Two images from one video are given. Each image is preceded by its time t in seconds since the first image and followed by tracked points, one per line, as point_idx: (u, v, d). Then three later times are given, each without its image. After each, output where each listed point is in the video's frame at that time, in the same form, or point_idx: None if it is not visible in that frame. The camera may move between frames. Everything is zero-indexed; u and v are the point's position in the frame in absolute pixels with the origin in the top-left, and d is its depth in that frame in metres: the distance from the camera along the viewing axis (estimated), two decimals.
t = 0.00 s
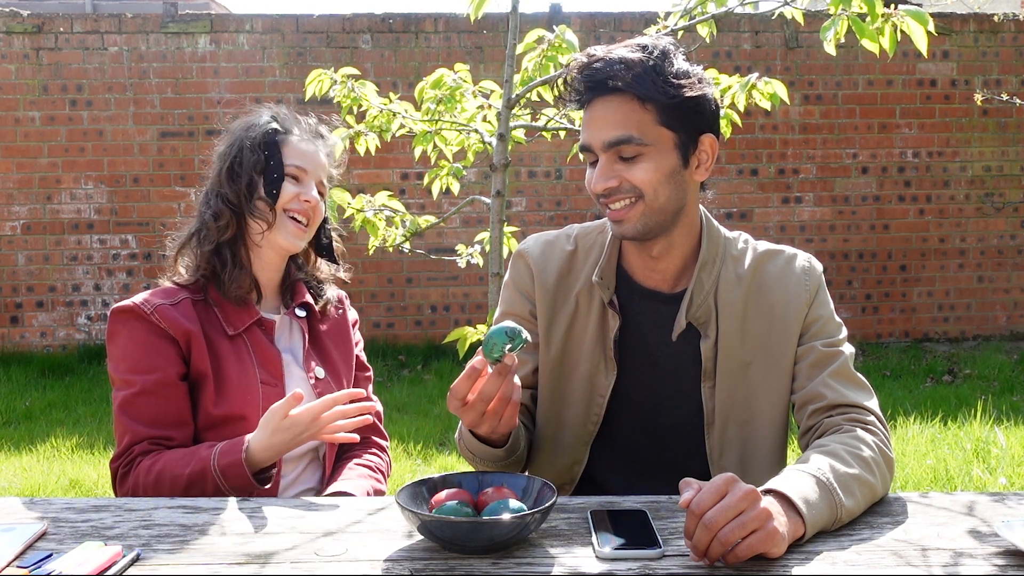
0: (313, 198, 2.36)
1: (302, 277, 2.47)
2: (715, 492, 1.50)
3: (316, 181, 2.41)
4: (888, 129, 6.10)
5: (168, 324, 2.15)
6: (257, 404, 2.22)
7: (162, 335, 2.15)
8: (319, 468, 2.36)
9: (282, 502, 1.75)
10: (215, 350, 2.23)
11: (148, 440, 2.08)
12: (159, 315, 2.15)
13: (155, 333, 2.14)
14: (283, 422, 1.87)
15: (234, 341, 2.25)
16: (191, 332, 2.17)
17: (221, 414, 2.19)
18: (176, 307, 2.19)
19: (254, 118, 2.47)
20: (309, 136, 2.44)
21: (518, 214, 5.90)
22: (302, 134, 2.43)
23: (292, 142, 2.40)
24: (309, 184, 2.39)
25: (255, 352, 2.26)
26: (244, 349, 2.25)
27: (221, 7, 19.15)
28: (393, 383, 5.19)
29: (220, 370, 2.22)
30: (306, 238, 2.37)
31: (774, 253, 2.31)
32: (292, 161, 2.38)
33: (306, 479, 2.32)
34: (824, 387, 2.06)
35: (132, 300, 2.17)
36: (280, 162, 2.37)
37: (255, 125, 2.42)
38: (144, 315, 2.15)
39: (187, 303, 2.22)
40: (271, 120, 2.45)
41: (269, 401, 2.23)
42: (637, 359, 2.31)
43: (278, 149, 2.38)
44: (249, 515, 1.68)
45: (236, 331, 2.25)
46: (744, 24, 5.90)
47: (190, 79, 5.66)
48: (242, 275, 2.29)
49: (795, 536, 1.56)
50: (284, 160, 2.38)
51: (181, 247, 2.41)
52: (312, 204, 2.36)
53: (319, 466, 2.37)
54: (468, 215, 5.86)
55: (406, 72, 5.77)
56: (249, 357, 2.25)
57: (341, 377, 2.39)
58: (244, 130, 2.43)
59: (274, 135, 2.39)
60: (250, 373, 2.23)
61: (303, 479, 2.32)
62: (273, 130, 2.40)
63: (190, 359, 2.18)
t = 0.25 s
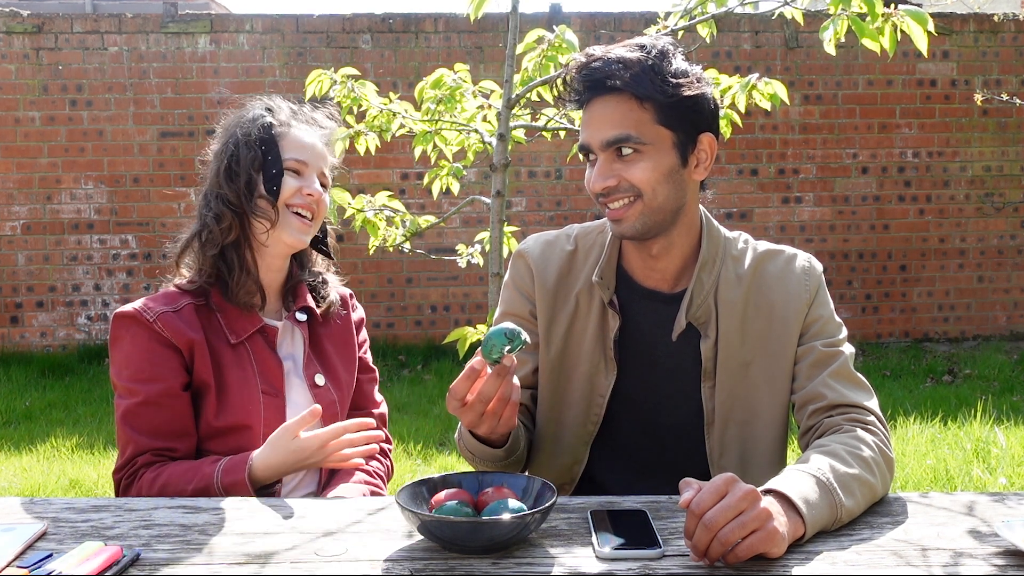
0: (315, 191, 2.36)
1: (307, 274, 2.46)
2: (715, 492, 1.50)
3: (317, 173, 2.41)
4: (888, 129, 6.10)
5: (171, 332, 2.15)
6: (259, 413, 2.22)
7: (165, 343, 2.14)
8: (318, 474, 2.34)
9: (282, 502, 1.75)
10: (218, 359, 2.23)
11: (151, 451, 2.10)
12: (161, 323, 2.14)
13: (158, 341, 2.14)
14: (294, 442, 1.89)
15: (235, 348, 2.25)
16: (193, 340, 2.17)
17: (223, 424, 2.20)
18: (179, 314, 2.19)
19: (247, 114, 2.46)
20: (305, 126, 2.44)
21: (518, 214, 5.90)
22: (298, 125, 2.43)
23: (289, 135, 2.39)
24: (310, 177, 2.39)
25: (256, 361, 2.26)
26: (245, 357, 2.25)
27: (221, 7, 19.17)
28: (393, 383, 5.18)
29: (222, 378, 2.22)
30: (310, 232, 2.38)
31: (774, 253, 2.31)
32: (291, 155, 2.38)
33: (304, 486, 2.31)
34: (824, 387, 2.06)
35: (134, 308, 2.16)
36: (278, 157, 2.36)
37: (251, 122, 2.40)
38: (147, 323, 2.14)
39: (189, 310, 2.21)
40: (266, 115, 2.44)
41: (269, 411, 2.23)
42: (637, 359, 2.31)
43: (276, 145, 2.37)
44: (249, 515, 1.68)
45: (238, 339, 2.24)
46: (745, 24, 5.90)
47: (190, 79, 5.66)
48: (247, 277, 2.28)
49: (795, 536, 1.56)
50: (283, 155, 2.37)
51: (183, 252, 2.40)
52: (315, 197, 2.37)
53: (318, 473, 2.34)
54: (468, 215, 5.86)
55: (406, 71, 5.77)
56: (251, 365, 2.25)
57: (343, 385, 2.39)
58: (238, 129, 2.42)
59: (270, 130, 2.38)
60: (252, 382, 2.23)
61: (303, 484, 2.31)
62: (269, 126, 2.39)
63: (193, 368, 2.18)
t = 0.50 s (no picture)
0: (318, 192, 2.36)
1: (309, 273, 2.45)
2: (715, 492, 1.50)
3: (321, 174, 2.41)
4: (888, 129, 6.10)
5: (166, 333, 2.15)
6: (255, 416, 2.21)
7: (159, 345, 2.15)
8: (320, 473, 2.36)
9: (282, 502, 1.75)
10: (214, 360, 2.23)
11: (132, 459, 2.11)
12: (157, 324, 2.15)
13: (153, 342, 2.14)
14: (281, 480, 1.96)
15: (232, 349, 2.25)
16: (190, 342, 2.17)
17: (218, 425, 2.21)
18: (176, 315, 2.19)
19: (251, 113, 2.45)
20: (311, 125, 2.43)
21: (518, 214, 5.91)
22: (304, 124, 2.42)
23: (293, 135, 2.38)
24: (314, 177, 2.38)
25: (253, 363, 2.26)
26: (242, 359, 2.25)
27: (221, 7, 19.19)
28: (393, 383, 5.18)
29: (218, 380, 2.23)
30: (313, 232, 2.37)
31: (774, 252, 2.31)
32: (295, 155, 2.37)
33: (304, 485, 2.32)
34: (824, 387, 2.06)
35: (130, 309, 2.16)
36: (282, 157, 2.36)
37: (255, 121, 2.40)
38: (142, 324, 2.14)
39: (186, 311, 2.21)
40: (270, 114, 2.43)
41: (266, 412, 2.23)
42: (637, 360, 2.31)
43: (279, 145, 2.37)
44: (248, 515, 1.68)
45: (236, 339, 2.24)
46: (745, 24, 5.90)
47: (190, 79, 5.66)
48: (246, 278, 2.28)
49: (795, 536, 1.56)
50: (286, 155, 2.37)
51: (185, 251, 2.40)
52: (318, 197, 2.36)
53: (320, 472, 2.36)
54: (468, 215, 5.86)
55: (407, 72, 5.77)
56: (248, 366, 2.25)
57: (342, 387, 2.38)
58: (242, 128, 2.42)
59: (274, 130, 2.37)
60: (248, 384, 2.23)
61: (303, 485, 2.32)
62: (272, 125, 2.38)
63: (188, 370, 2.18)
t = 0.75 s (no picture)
0: (350, 238, 2.11)
1: (348, 290, 2.28)
2: (715, 493, 1.51)
3: (361, 210, 2.14)
4: (888, 129, 6.10)
5: (174, 339, 2.12)
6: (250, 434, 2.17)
7: (169, 349, 2.13)
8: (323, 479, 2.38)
9: (283, 502, 1.75)
10: (217, 373, 2.18)
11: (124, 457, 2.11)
12: (169, 327, 2.13)
13: (161, 346, 2.13)
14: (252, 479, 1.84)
15: (246, 364, 2.19)
16: (194, 351, 2.13)
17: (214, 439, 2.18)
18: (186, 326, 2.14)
19: (305, 118, 2.26)
20: (360, 153, 2.17)
21: (518, 214, 5.91)
22: (352, 153, 2.16)
23: (335, 164, 2.15)
24: (351, 217, 2.12)
25: (264, 383, 2.18)
26: (251, 376, 2.18)
27: (222, 7, 19.23)
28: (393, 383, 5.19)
29: (218, 396, 2.18)
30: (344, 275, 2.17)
31: (771, 253, 2.32)
32: (335, 190, 2.13)
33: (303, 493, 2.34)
34: (824, 388, 2.07)
35: (152, 308, 2.17)
36: (313, 192, 2.13)
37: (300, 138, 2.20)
38: (156, 326, 2.14)
39: (202, 317, 2.17)
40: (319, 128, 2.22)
41: (265, 433, 2.17)
42: (637, 360, 2.31)
43: (314, 173, 2.14)
44: (248, 515, 1.68)
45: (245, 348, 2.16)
46: (744, 24, 5.91)
47: (190, 78, 5.66)
48: (260, 311, 2.16)
49: (796, 537, 1.56)
50: (323, 189, 2.14)
51: (224, 245, 2.34)
52: (350, 243, 2.11)
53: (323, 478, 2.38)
54: (468, 215, 5.87)
55: (407, 72, 5.77)
56: (256, 386, 2.18)
57: (355, 421, 2.22)
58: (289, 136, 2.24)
59: (313, 156, 2.16)
60: (252, 402, 2.17)
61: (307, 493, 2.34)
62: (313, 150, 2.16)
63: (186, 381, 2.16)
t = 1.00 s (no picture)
0: (359, 232, 2.12)
1: (355, 284, 2.32)
2: (715, 492, 1.52)
3: (370, 205, 2.16)
4: (887, 129, 6.11)
5: (202, 309, 2.17)
6: (266, 416, 2.17)
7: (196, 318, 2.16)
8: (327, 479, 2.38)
9: (284, 502, 1.76)
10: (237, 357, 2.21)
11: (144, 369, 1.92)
12: (198, 296, 2.17)
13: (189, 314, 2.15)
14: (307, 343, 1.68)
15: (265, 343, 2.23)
16: (217, 322, 2.17)
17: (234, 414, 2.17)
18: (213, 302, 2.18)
19: (313, 116, 2.28)
20: (365, 148, 2.19)
21: (518, 214, 5.92)
22: (359, 148, 2.18)
23: (341, 159, 2.17)
24: (359, 211, 2.14)
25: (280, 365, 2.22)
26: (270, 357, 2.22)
27: (222, 7, 19.26)
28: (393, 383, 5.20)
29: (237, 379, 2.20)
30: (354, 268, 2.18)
31: (773, 252, 2.32)
32: (341, 185, 2.14)
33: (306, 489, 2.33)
34: (825, 388, 2.08)
35: (184, 280, 2.22)
36: (322, 186, 2.14)
37: (308, 134, 2.22)
38: (186, 295, 2.19)
39: (228, 296, 2.23)
40: (327, 124, 2.24)
41: (282, 412, 2.18)
42: (637, 360, 2.33)
43: (323, 168, 2.16)
44: (249, 514, 1.69)
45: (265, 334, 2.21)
46: (744, 24, 5.92)
47: (191, 79, 5.67)
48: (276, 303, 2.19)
49: (796, 536, 1.57)
50: (330, 183, 2.15)
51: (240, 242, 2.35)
52: (359, 237, 2.12)
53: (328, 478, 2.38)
54: (468, 215, 5.88)
55: (407, 72, 5.78)
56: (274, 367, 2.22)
57: (362, 410, 2.24)
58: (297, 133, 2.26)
59: (320, 152, 2.18)
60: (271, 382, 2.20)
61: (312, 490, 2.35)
62: (321, 146, 2.18)
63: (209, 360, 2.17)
